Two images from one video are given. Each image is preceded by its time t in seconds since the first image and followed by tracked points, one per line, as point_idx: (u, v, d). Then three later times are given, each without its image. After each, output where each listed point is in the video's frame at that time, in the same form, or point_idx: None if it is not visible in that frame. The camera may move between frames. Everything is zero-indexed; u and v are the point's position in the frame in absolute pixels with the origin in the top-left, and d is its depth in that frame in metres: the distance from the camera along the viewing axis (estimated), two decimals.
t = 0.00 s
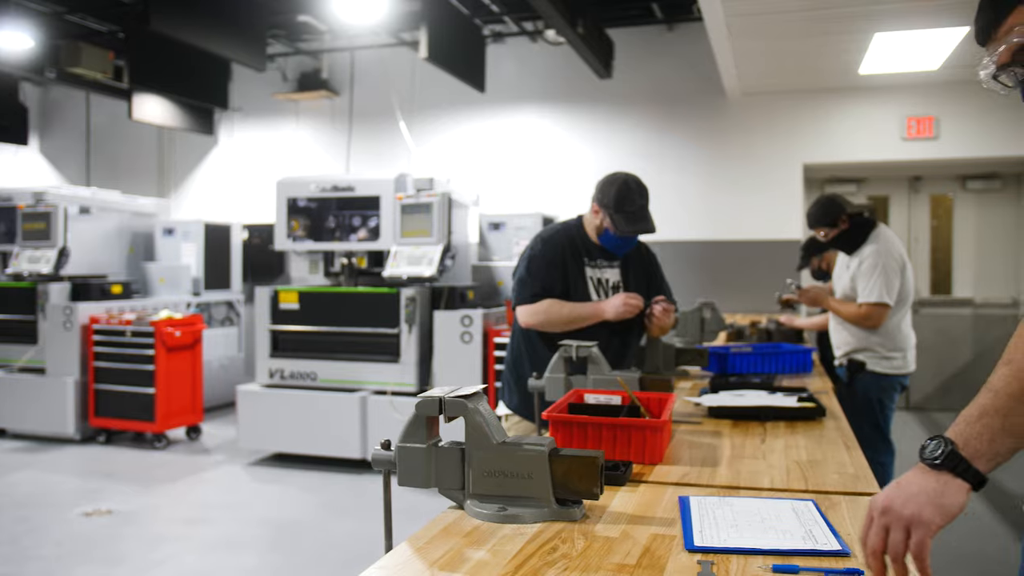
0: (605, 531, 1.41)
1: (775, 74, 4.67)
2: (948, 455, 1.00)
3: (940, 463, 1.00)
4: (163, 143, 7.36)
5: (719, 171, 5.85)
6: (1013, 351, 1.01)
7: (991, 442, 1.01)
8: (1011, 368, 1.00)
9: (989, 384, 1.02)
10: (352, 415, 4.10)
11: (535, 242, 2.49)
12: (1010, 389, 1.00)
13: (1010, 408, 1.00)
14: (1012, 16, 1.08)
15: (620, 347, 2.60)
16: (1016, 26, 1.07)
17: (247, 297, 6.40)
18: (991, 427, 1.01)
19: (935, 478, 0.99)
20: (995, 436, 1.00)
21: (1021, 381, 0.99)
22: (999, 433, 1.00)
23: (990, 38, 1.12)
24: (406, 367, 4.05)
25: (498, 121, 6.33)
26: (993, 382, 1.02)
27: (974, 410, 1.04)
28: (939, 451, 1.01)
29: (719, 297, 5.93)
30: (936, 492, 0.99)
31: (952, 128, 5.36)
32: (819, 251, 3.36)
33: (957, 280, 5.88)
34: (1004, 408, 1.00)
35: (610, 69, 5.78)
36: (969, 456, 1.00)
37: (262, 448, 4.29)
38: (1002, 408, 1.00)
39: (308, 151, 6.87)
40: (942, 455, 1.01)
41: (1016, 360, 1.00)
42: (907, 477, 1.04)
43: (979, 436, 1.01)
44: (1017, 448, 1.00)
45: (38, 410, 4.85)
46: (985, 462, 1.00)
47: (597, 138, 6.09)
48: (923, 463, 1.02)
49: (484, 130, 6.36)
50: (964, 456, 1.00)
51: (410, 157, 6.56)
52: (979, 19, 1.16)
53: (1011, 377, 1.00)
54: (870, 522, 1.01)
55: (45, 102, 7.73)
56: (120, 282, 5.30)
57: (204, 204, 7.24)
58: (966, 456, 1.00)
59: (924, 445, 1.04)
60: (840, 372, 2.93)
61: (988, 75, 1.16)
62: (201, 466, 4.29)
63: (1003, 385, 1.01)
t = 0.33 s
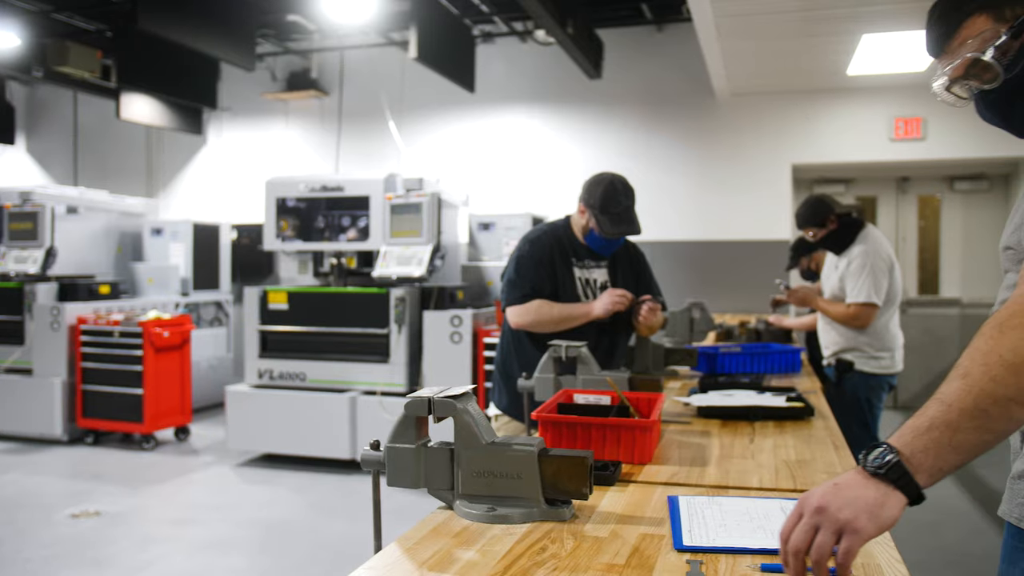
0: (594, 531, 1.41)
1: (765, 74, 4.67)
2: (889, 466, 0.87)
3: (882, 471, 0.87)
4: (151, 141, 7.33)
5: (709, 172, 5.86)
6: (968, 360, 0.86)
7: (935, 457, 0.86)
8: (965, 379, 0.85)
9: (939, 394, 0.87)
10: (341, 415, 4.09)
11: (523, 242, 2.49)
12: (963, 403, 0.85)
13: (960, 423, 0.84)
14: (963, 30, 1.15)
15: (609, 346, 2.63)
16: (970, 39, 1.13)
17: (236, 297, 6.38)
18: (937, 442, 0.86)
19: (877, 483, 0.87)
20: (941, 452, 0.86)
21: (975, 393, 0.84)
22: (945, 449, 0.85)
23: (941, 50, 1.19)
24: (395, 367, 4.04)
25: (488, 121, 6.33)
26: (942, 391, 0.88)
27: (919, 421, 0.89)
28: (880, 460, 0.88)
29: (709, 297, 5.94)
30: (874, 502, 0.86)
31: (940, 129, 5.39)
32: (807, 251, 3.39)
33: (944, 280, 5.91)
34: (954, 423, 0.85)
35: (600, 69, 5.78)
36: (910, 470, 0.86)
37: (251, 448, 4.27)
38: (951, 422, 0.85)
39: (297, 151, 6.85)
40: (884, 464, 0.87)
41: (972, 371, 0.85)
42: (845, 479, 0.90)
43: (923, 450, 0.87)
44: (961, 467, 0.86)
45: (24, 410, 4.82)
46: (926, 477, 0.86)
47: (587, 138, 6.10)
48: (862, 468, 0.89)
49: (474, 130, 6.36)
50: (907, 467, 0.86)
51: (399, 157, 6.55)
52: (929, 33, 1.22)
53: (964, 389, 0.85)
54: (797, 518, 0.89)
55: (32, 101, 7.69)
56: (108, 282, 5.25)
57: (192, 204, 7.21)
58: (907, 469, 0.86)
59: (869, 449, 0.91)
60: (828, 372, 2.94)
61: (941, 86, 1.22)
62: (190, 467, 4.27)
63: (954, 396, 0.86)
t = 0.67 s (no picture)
0: (583, 531, 1.41)
1: (754, 74, 4.68)
2: (824, 487, 0.81)
3: (814, 493, 0.82)
4: (139, 141, 7.29)
5: (699, 171, 5.87)
6: (902, 376, 0.81)
7: (869, 477, 0.80)
8: (900, 396, 0.80)
9: (873, 410, 0.82)
10: (331, 415, 4.08)
11: (511, 243, 2.49)
12: (898, 421, 0.79)
13: (895, 442, 0.79)
14: (907, 50, 1.02)
15: (598, 346, 2.64)
16: (914, 63, 1.01)
17: (225, 297, 6.35)
18: (872, 462, 0.80)
19: (811, 505, 0.82)
20: (875, 471, 0.80)
21: (910, 412, 0.79)
22: (881, 470, 0.79)
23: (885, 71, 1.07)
24: (385, 367, 4.04)
25: (478, 121, 6.32)
26: (874, 407, 0.82)
27: (852, 438, 0.83)
28: (814, 480, 0.82)
29: (698, 297, 5.96)
30: (806, 526, 0.81)
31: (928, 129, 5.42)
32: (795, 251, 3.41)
33: (932, 279, 5.94)
34: (889, 443, 0.79)
35: (590, 70, 5.79)
36: (844, 490, 0.81)
37: (240, 449, 4.26)
38: (887, 441, 0.80)
39: (286, 151, 6.83)
40: (817, 485, 0.82)
41: (907, 389, 0.80)
42: (777, 497, 0.85)
43: (856, 470, 0.81)
44: (893, 488, 0.81)
45: (11, 411, 4.79)
46: (859, 499, 0.81)
47: (576, 138, 6.10)
48: (794, 487, 0.84)
49: (464, 130, 6.36)
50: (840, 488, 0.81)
51: (389, 157, 6.53)
52: (871, 48, 1.10)
53: (900, 406, 0.80)
54: (725, 535, 0.84)
55: (19, 100, 7.64)
56: (95, 282, 5.22)
57: (181, 203, 7.18)
58: (841, 490, 0.81)
59: (802, 467, 0.86)
60: (817, 372, 2.95)
61: (888, 105, 1.12)
62: (178, 468, 4.25)
63: (889, 413, 0.80)
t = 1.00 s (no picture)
0: (572, 531, 1.41)
1: (743, 75, 4.69)
2: (751, 504, 0.79)
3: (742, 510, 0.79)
4: (128, 140, 7.26)
5: (689, 172, 5.88)
6: (833, 392, 0.78)
7: (798, 494, 0.78)
8: (829, 411, 0.77)
9: (802, 425, 0.79)
10: (321, 416, 4.07)
11: (501, 243, 2.49)
12: (827, 437, 0.76)
13: (824, 458, 0.76)
14: (849, 78, 1.00)
15: (587, 347, 2.63)
16: (859, 91, 0.99)
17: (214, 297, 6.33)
18: (801, 478, 0.77)
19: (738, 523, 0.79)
20: (804, 488, 0.77)
21: (839, 429, 0.76)
22: (808, 486, 0.77)
23: (832, 98, 1.04)
24: (375, 367, 4.03)
25: (469, 121, 6.32)
26: (806, 422, 0.79)
27: (781, 454, 0.80)
28: (742, 496, 0.80)
29: (688, 296, 5.97)
30: (736, 544, 0.78)
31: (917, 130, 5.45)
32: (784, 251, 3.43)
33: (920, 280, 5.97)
34: (816, 461, 0.76)
35: (580, 70, 5.79)
36: (772, 507, 0.78)
37: (229, 450, 4.24)
38: (816, 457, 0.77)
39: (276, 151, 6.82)
40: (745, 502, 0.79)
41: (836, 405, 0.77)
42: (704, 514, 0.82)
43: (785, 487, 0.78)
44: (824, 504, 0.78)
45: None
46: (788, 516, 0.78)
47: (567, 138, 6.11)
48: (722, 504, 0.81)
49: (454, 130, 6.35)
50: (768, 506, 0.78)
51: (379, 157, 6.52)
52: (814, 74, 1.08)
53: (829, 422, 0.77)
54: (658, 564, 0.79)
55: (6, 99, 7.60)
56: (84, 282, 5.19)
57: (170, 203, 7.15)
58: (769, 507, 0.78)
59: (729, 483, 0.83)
60: (806, 372, 2.96)
61: (840, 129, 1.10)
62: (167, 469, 4.23)
63: (818, 430, 0.77)
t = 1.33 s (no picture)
0: (562, 531, 1.40)
1: (733, 76, 4.70)
2: (699, 528, 0.76)
3: (691, 535, 0.76)
4: (116, 140, 7.23)
5: (678, 172, 5.89)
6: (776, 410, 0.76)
7: (744, 514, 0.76)
8: (774, 429, 0.75)
9: (747, 443, 0.77)
10: (310, 416, 4.06)
11: (490, 242, 2.49)
12: (771, 456, 0.74)
13: (769, 478, 0.74)
14: (804, 100, 0.99)
15: (577, 346, 2.63)
16: (814, 116, 0.99)
17: (204, 297, 6.30)
18: (746, 498, 0.75)
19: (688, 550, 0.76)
20: (750, 508, 0.75)
21: (782, 448, 0.74)
22: (753, 506, 0.75)
23: (790, 120, 1.04)
24: (364, 367, 4.02)
25: (458, 121, 6.31)
26: (750, 440, 0.77)
27: (726, 475, 0.78)
28: (689, 521, 0.77)
29: (677, 296, 5.99)
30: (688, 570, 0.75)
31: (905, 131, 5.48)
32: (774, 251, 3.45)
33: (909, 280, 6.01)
34: (758, 480, 0.74)
35: (570, 70, 5.80)
36: (719, 530, 0.76)
37: (218, 451, 4.23)
38: (761, 477, 0.74)
39: (265, 150, 6.80)
40: (692, 526, 0.77)
41: (779, 422, 0.75)
42: (652, 544, 0.79)
43: (731, 507, 0.76)
44: (770, 524, 0.76)
45: None
46: (735, 537, 0.76)
47: (556, 137, 6.11)
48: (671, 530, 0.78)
49: (443, 130, 6.35)
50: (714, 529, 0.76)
51: (369, 157, 6.51)
52: (771, 96, 1.07)
53: (772, 441, 0.75)
54: None
55: None
56: (72, 282, 5.16)
57: (159, 203, 7.12)
58: (717, 529, 0.76)
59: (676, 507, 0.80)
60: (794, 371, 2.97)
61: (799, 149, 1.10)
62: (155, 470, 4.22)
63: (762, 448, 0.75)
